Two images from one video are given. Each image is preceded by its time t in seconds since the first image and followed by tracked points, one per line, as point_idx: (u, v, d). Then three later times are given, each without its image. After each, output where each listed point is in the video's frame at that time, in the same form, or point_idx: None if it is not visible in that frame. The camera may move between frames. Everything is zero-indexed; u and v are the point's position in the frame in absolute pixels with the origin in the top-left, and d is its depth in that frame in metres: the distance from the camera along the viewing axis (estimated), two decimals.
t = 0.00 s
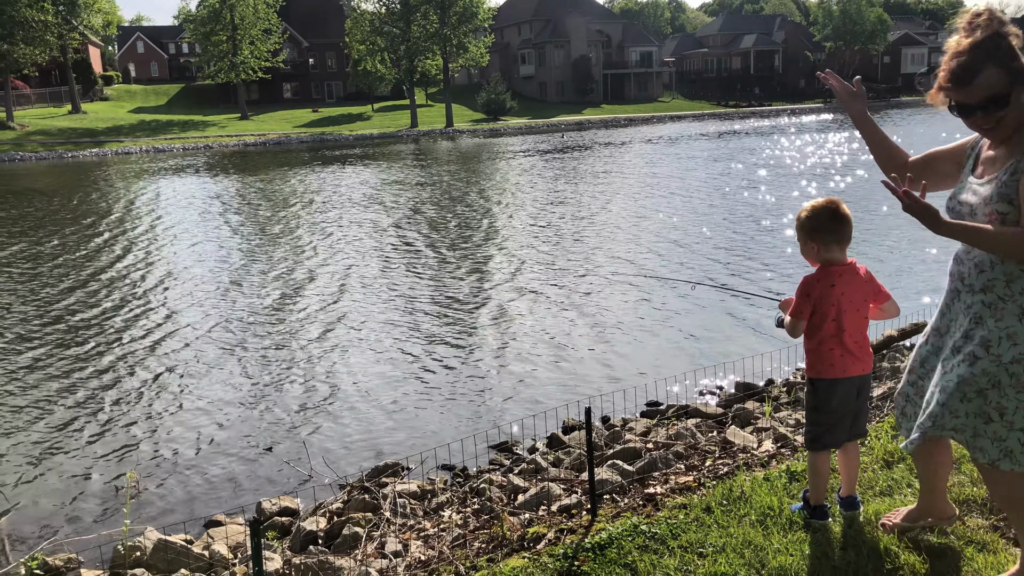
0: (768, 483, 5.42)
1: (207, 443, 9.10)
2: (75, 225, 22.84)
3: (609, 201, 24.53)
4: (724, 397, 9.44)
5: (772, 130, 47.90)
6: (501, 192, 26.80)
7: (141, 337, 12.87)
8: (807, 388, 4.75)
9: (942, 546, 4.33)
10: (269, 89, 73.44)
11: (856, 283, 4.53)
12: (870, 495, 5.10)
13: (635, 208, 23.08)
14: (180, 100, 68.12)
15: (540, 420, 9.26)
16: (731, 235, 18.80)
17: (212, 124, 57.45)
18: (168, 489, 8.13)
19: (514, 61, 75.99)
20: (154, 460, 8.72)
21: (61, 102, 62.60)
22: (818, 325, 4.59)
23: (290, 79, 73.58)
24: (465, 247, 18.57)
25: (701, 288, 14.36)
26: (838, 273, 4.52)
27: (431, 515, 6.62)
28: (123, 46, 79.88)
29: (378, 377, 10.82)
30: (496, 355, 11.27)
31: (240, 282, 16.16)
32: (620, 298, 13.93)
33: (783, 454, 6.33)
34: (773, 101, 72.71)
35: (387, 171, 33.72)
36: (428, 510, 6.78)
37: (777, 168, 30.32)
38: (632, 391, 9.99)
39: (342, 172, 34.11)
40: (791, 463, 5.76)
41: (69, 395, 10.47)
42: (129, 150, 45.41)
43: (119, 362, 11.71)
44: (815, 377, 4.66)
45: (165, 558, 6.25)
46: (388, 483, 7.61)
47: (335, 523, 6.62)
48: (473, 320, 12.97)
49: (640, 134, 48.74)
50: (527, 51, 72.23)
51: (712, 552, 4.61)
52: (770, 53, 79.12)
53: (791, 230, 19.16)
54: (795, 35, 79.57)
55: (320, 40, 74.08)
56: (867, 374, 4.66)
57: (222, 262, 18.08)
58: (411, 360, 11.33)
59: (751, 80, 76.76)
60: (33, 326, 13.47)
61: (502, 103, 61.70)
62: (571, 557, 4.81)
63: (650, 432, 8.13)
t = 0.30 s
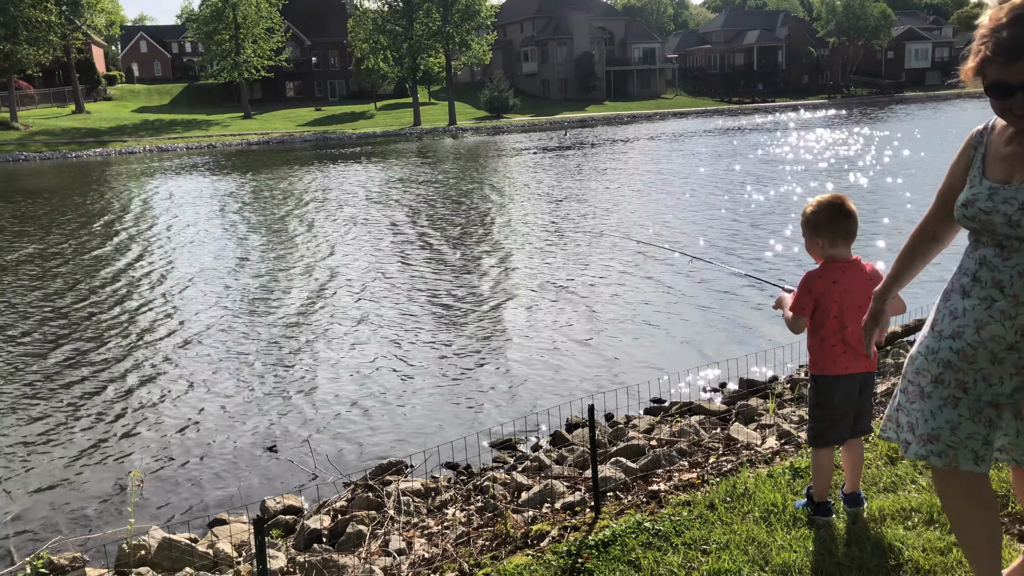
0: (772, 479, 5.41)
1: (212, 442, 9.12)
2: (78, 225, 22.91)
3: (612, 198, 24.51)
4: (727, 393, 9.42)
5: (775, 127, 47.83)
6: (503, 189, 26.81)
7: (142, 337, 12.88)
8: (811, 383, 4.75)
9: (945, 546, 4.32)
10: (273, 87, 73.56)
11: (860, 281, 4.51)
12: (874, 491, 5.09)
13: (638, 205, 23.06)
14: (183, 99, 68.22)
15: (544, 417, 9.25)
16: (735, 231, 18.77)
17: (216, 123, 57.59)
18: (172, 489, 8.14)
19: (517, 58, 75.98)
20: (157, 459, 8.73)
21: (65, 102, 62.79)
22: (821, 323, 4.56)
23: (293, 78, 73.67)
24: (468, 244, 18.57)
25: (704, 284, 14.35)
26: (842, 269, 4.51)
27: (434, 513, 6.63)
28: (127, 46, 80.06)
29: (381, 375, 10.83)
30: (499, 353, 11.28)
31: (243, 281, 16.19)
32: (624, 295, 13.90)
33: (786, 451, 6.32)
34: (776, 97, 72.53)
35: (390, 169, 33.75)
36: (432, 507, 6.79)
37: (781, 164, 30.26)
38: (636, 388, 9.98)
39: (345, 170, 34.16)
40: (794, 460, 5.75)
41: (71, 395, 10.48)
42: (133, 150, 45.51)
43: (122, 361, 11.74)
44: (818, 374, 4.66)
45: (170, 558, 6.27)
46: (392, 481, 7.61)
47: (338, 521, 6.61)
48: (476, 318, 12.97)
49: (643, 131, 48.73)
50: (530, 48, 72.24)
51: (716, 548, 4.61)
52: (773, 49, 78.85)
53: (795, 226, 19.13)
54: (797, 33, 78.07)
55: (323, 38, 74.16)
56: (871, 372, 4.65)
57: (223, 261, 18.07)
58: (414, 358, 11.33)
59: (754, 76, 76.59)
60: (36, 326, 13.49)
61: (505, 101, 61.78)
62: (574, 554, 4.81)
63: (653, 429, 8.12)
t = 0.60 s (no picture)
0: (771, 478, 5.40)
1: (211, 441, 9.10)
2: (76, 225, 22.87)
3: (611, 197, 24.50)
4: (726, 392, 9.41)
5: (776, 125, 47.73)
6: (503, 188, 26.76)
7: (141, 336, 12.85)
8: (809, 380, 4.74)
9: (946, 544, 4.31)
10: (272, 87, 73.51)
11: (860, 280, 4.50)
12: (873, 489, 5.08)
13: (637, 204, 23.04)
14: (183, 98, 68.24)
15: (543, 416, 9.23)
16: (734, 230, 18.76)
17: (216, 122, 57.60)
18: (170, 488, 8.12)
19: (516, 57, 75.96)
20: (156, 459, 8.72)
21: (65, 101, 62.76)
22: (817, 322, 4.59)
23: (293, 77, 73.58)
24: (467, 243, 18.55)
25: (704, 283, 14.33)
26: (842, 267, 4.50)
27: (434, 512, 6.61)
28: (126, 46, 80.04)
29: (380, 374, 10.82)
30: (498, 352, 11.27)
31: (241, 281, 16.18)
32: (623, 294, 13.88)
33: (786, 450, 6.31)
34: (776, 95, 72.45)
35: (389, 168, 33.74)
36: (431, 506, 6.78)
37: (782, 162, 30.18)
38: (635, 387, 9.96)
39: (344, 169, 34.14)
40: (793, 459, 5.74)
41: (70, 394, 10.48)
42: (132, 149, 45.47)
43: (120, 360, 11.73)
44: (815, 371, 4.65)
45: (169, 558, 6.27)
46: (391, 480, 7.59)
47: (338, 521, 6.59)
48: (475, 316, 12.95)
49: (642, 130, 48.72)
50: (530, 47, 72.24)
51: (714, 547, 4.60)
52: (773, 47, 78.66)
53: (794, 224, 19.12)
54: (797, 30, 78.84)
55: (323, 37, 74.18)
56: (870, 371, 4.63)
57: (222, 261, 18.02)
58: (414, 358, 11.30)
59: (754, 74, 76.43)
60: (34, 326, 13.44)
61: (505, 99, 61.81)
62: (573, 553, 4.80)
63: (652, 428, 8.10)
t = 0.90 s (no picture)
0: (768, 477, 5.41)
1: (209, 440, 9.12)
2: (73, 223, 22.85)
3: (610, 196, 24.51)
4: (724, 391, 9.42)
5: (775, 125, 47.69)
6: (502, 188, 26.72)
7: (139, 336, 12.82)
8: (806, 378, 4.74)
9: (940, 544, 4.32)
10: (271, 86, 73.41)
11: (857, 280, 4.50)
12: (870, 488, 5.08)
13: (635, 203, 23.07)
14: (182, 97, 68.20)
15: (541, 416, 9.22)
16: (732, 230, 18.78)
17: (215, 121, 57.60)
18: (168, 487, 8.12)
19: (516, 57, 75.94)
20: (153, 458, 8.72)
21: (64, 100, 62.65)
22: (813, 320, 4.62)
23: (292, 76, 73.48)
24: (465, 242, 18.56)
25: (702, 282, 14.36)
26: (840, 269, 4.51)
27: (432, 511, 6.62)
28: (125, 45, 79.98)
29: (378, 373, 10.83)
30: (496, 351, 11.27)
31: (240, 279, 16.19)
32: (621, 293, 13.89)
33: (783, 448, 6.33)
34: (775, 95, 72.40)
35: (388, 168, 33.72)
36: (429, 505, 6.79)
37: (781, 162, 30.15)
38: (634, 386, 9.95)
39: (343, 169, 34.11)
40: (792, 458, 5.75)
41: (68, 393, 10.49)
42: (131, 149, 45.44)
43: (118, 360, 11.72)
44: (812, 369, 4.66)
45: (166, 555, 6.26)
46: (389, 479, 7.59)
47: (336, 519, 6.58)
48: (473, 315, 12.96)
49: (641, 129, 48.72)
50: (529, 46, 72.20)
51: (712, 546, 4.60)
52: (772, 47, 78.59)
53: (792, 224, 19.11)
54: (797, 31, 78.72)
55: (322, 36, 74.17)
56: (864, 371, 4.64)
57: (220, 260, 17.96)
58: (412, 357, 11.29)
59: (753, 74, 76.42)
60: (32, 325, 13.46)
61: (504, 99, 61.78)
62: (571, 552, 4.81)
63: (650, 427, 8.11)
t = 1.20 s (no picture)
0: (769, 478, 5.42)
1: (210, 441, 9.13)
2: (75, 225, 22.91)
3: (610, 198, 24.52)
4: (725, 392, 9.43)
5: (775, 126, 47.66)
6: (502, 190, 26.75)
7: (138, 338, 12.81)
8: (805, 380, 4.76)
9: (942, 545, 4.32)
10: (272, 87, 73.40)
11: (857, 283, 4.50)
12: (870, 489, 5.09)
13: (636, 205, 23.09)
14: (182, 99, 68.23)
15: (541, 417, 9.23)
16: (733, 231, 18.78)
17: (215, 123, 57.65)
18: (170, 487, 8.13)
19: (516, 58, 75.98)
20: (154, 459, 8.72)
21: (65, 102, 62.74)
22: (814, 322, 4.62)
23: (292, 78, 73.52)
24: (465, 244, 18.55)
25: (702, 284, 14.36)
26: (839, 271, 4.52)
27: (433, 513, 6.63)
28: (126, 47, 80.16)
29: (378, 374, 10.84)
30: (496, 352, 11.28)
31: (241, 281, 16.21)
32: (621, 294, 13.90)
33: (784, 450, 6.32)
34: (776, 96, 72.35)
35: (388, 169, 33.73)
36: (430, 507, 6.79)
37: (781, 164, 30.17)
38: (634, 387, 9.96)
39: (344, 170, 34.12)
40: (792, 459, 5.76)
41: (69, 395, 10.51)
42: (132, 150, 45.48)
43: (120, 362, 11.72)
44: (811, 370, 4.67)
45: (167, 558, 6.26)
46: (390, 481, 7.60)
47: (337, 521, 6.59)
48: (473, 317, 12.96)
49: (642, 131, 48.72)
50: (529, 48, 72.24)
51: (713, 547, 4.61)
52: (773, 48, 78.45)
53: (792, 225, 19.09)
54: (797, 32, 78.64)
55: (322, 38, 74.24)
56: (863, 372, 4.64)
57: (219, 262, 17.96)
58: (413, 358, 11.33)
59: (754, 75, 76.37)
60: (35, 327, 13.50)
61: (504, 100, 61.77)
62: (572, 553, 4.81)
63: (651, 428, 8.12)
